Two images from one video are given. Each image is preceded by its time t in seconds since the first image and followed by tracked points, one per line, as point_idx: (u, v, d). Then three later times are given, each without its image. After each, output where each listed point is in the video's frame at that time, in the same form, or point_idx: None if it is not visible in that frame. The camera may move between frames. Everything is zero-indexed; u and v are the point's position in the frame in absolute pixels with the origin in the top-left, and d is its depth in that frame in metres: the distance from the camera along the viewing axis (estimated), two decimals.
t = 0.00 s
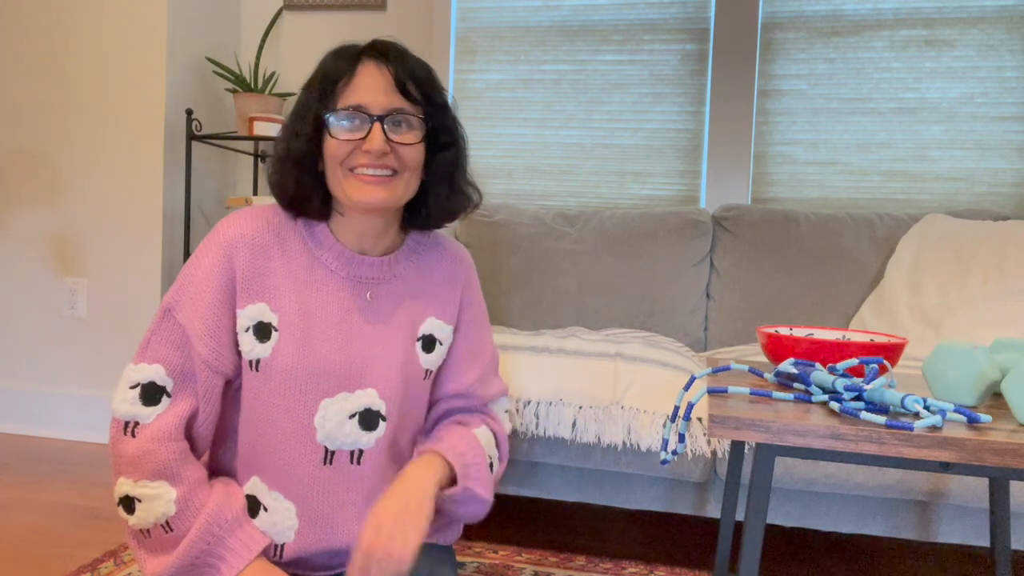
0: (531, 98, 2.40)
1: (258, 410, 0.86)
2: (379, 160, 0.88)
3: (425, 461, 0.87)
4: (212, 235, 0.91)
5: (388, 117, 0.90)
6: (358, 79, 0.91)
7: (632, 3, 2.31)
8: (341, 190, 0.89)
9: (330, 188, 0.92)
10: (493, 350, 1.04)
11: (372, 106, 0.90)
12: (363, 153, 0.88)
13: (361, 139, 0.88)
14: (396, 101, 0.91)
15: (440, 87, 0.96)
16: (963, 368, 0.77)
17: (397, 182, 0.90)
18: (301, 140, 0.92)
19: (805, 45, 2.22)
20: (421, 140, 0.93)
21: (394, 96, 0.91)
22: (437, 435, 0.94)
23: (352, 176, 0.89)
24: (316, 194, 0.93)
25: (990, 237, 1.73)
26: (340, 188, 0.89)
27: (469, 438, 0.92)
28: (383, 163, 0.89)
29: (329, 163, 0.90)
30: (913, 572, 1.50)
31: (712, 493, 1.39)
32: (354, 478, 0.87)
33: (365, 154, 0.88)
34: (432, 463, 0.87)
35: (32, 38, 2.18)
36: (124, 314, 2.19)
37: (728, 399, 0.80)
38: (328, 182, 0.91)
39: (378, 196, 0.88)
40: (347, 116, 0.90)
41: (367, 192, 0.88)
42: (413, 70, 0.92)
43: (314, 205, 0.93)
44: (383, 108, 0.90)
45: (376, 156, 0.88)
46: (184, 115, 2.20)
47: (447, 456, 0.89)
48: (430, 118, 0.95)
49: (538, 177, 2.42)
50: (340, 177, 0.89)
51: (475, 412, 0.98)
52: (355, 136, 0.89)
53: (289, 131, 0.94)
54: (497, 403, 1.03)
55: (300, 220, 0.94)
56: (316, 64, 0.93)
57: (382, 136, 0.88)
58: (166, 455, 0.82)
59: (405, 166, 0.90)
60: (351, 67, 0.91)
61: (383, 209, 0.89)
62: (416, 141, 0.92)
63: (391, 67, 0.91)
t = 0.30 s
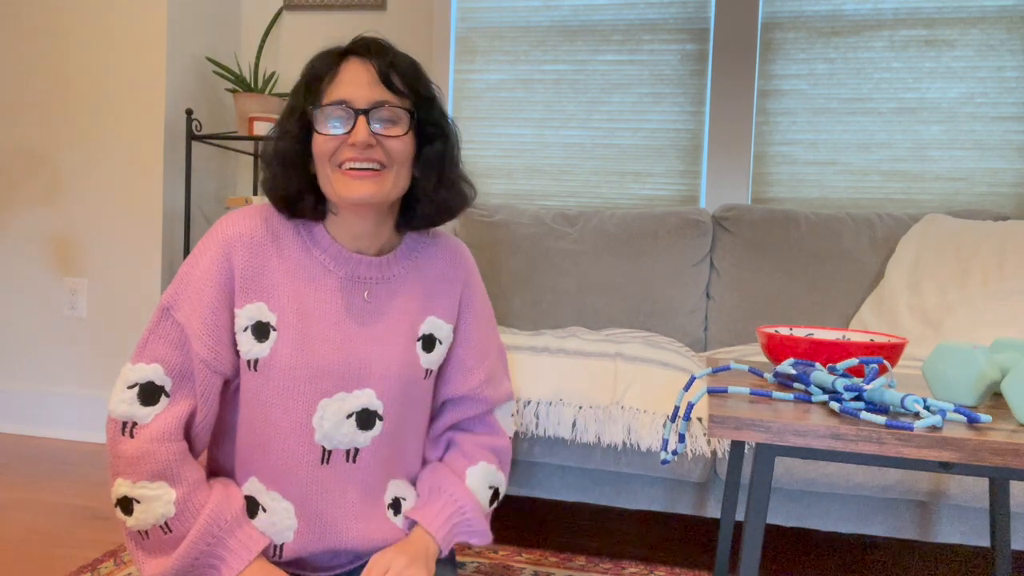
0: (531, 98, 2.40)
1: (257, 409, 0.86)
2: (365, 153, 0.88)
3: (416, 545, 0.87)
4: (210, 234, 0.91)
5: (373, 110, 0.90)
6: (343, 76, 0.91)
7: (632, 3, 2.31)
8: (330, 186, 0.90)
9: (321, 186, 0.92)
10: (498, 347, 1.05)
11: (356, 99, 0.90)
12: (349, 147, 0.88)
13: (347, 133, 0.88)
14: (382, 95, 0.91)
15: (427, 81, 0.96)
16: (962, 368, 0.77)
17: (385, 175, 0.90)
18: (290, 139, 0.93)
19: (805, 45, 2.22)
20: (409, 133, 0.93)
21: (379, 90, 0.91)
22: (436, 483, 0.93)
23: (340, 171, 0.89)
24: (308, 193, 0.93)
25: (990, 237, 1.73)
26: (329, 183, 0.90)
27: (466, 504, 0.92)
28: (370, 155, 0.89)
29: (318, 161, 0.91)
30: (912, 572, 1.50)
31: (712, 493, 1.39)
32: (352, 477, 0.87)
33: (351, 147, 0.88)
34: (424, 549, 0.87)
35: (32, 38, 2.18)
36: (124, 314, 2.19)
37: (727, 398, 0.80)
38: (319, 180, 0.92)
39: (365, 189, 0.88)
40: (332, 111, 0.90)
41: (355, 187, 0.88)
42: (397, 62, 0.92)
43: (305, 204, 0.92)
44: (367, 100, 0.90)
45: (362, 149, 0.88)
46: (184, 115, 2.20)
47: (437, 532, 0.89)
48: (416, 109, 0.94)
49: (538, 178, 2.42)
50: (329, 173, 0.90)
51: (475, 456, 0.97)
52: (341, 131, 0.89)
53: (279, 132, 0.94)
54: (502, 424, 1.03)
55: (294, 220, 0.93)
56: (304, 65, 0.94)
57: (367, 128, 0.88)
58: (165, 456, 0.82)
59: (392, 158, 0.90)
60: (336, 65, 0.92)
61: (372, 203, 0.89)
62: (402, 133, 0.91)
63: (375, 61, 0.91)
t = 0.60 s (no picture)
0: (531, 98, 2.40)
1: (255, 408, 0.86)
2: (361, 149, 0.88)
3: (446, 549, 0.86)
4: (207, 233, 0.91)
5: (367, 106, 0.90)
6: (335, 74, 0.91)
7: (632, 3, 2.31)
8: (327, 184, 0.90)
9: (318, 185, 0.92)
10: (513, 340, 1.03)
11: (350, 95, 0.90)
12: (345, 143, 0.88)
13: (342, 129, 0.89)
14: (375, 92, 0.91)
15: (419, 79, 0.96)
16: (962, 368, 0.77)
17: (381, 171, 0.90)
18: (284, 141, 0.93)
19: (805, 45, 2.22)
20: (404, 129, 0.93)
21: (373, 88, 0.91)
22: (467, 495, 0.93)
23: (336, 168, 0.89)
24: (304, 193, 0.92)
25: (990, 237, 1.73)
26: (326, 180, 0.89)
27: (498, 511, 0.91)
28: (365, 151, 0.89)
29: (314, 159, 0.91)
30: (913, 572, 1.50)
31: (713, 493, 1.39)
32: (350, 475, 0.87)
33: (346, 143, 0.88)
34: (457, 560, 0.86)
35: (32, 38, 2.18)
36: (124, 314, 2.19)
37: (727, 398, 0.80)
38: (316, 179, 0.91)
39: (363, 184, 0.88)
40: (326, 108, 0.90)
41: (351, 182, 0.88)
42: (389, 61, 0.93)
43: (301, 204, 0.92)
44: (361, 97, 0.90)
45: (358, 145, 0.88)
46: (184, 115, 2.20)
47: (473, 544, 0.89)
48: (410, 106, 0.95)
49: (538, 177, 2.42)
50: (325, 171, 0.89)
51: (508, 461, 0.95)
52: (336, 128, 0.89)
53: (273, 134, 0.94)
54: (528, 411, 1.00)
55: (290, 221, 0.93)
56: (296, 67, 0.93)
57: (361, 123, 0.89)
58: (165, 456, 0.82)
59: (388, 153, 0.90)
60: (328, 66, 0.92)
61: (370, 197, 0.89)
62: (396, 128, 0.92)
63: (367, 60, 0.92)
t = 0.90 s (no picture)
0: (531, 99, 2.40)
1: (257, 410, 0.86)
2: (364, 150, 0.88)
3: (445, 552, 0.85)
4: (208, 235, 0.90)
5: (370, 107, 0.90)
6: (338, 76, 0.91)
7: (632, 3, 2.31)
8: (331, 185, 0.89)
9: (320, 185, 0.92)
10: (512, 344, 1.03)
11: (355, 97, 0.90)
12: (349, 145, 0.88)
13: (347, 131, 0.88)
14: (378, 93, 0.91)
15: (421, 79, 0.96)
16: (962, 368, 0.77)
17: (385, 172, 0.90)
18: (286, 142, 0.92)
19: (805, 45, 2.22)
20: (405, 130, 0.93)
21: (376, 89, 0.91)
22: (463, 506, 0.92)
23: (340, 169, 0.89)
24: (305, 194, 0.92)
25: (990, 237, 1.73)
26: (330, 182, 0.89)
27: (494, 522, 0.90)
28: (369, 153, 0.89)
29: (317, 160, 0.91)
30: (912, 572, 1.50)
31: (712, 493, 1.39)
32: (353, 477, 0.86)
33: (351, 144, 0.88)
34: (456, 565, 0.85)
35: (32, 38, 2.18)
36: (124, 313, 2.19)
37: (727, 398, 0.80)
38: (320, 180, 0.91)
39: (366, 185, 0.88)
40: (330, 110, 0.90)
41: (356, 184, 0.88)
42: (392, 61, 0.93)
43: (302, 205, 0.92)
44: (365, 98, 0.90)
45: (362, 146, 0.88)
46: (184, 115, 2.20)
47: (468, 553, 0.87)
48: (414, 107, 0.95)
49: (538, 177, 2.42)
50: (329, 173, 0.89)
51: (503, 472, 0.94)
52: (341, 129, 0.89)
53: (275, 136, 0.94)
54: (524, 420, 0.98)
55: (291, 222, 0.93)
56: (298, 67, 0.93)
57: (366, 125, 0.89)
58: (165, 457, 0.82)
59: (392, 155, 0.90)
60: (331, 66, 0.92)
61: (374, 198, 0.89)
62: (400, 131, 0.92)
63: (370, 60, 0.92)
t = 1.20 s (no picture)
0: (531, 99, 2.40)
1: (258, 410, 0.86)
2: (365, 154, 0.88)
3: (445, 552, 0.85)
4: (209, 235, 0.90)
5: (369, 110, 0.90)
6: (338, 77, 0.91)
7: (632, 3, 2.31)
8: (332, 189, 0.89)
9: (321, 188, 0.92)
10: (512, 344, 1.03)
11: (355, 100, 0.90)
12: (350, 148, 0.88)
13: (347, 134, 0.88)
14: (378, 94, 0.91)
15: (420, 80, 0.96)
16: (962, 368, 0.77)
17: (385, 175, 0.90)
18: (286, 143, 0.92)
19: (805, 45, 2.22)
20: (405, 132, 0.93)
21: (375, 90, 0.91)
22: (463, 506, 0.92)
23: (341, 173, 0.88)
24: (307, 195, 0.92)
25: (990, 237, 1.73)
26: (331, 186, 0.89)
27: (494, 522, 0.90)
28: (370, 156, 0.88)
29: (319, 163, 0.91)
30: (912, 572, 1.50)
31: (712, 493, 1.39)
32: (353, 477, 0.86)
33: (351, 148, 0.88)
34: (455, 565, 0.85)
35: (32, 38, 2.18)
36: (124, 313, 2.19)
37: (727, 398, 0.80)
38: (321, 183, 0.91)
39: (366, 189, 0.88)
40: (330, 113, 0.90)
41: (356, 187, 0.88)
42: (392, 62, 0.92)
43: (304, 207, 0.92)
44: (366, 101, 0.90)
45: (362, 149, 0.88)
46: (184, 115, 2.20)
47: (468, 553, 0.87)
48: (414, 108, 0.94)
49: (538, 177, 2.42)
50: (330, 176, 0.89)
51: (503, 472, 0.94)
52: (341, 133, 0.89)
53: (275, 137, 0.94)
54: (523, 420, 0.98)
55: (292, 224, 0.93)
56: (298, 68, 0.93)
57: (366, 128, 0.89)
58: (165, 457, 0.82)
59: (392, 158, 0.90)
60: (330, 66, 0.92)
61: (375, 202, 0.89)
62: (401, 134, 0.92)
63: (369, 61, 0.91)
